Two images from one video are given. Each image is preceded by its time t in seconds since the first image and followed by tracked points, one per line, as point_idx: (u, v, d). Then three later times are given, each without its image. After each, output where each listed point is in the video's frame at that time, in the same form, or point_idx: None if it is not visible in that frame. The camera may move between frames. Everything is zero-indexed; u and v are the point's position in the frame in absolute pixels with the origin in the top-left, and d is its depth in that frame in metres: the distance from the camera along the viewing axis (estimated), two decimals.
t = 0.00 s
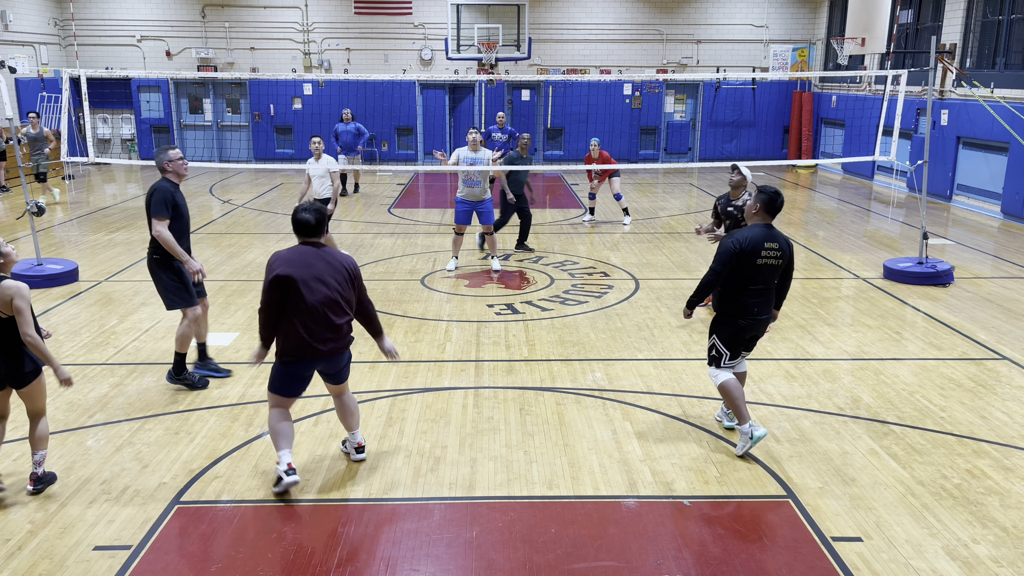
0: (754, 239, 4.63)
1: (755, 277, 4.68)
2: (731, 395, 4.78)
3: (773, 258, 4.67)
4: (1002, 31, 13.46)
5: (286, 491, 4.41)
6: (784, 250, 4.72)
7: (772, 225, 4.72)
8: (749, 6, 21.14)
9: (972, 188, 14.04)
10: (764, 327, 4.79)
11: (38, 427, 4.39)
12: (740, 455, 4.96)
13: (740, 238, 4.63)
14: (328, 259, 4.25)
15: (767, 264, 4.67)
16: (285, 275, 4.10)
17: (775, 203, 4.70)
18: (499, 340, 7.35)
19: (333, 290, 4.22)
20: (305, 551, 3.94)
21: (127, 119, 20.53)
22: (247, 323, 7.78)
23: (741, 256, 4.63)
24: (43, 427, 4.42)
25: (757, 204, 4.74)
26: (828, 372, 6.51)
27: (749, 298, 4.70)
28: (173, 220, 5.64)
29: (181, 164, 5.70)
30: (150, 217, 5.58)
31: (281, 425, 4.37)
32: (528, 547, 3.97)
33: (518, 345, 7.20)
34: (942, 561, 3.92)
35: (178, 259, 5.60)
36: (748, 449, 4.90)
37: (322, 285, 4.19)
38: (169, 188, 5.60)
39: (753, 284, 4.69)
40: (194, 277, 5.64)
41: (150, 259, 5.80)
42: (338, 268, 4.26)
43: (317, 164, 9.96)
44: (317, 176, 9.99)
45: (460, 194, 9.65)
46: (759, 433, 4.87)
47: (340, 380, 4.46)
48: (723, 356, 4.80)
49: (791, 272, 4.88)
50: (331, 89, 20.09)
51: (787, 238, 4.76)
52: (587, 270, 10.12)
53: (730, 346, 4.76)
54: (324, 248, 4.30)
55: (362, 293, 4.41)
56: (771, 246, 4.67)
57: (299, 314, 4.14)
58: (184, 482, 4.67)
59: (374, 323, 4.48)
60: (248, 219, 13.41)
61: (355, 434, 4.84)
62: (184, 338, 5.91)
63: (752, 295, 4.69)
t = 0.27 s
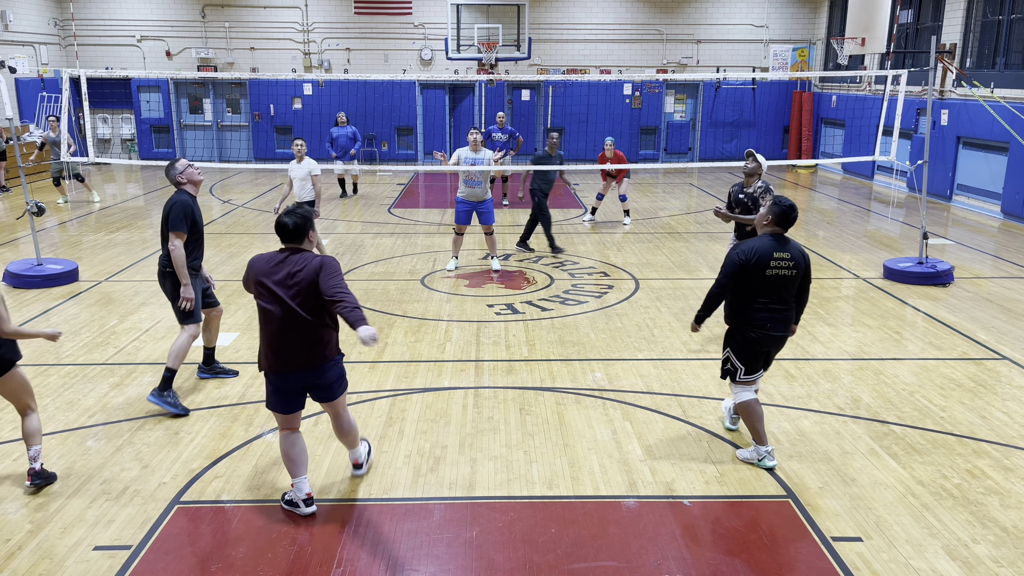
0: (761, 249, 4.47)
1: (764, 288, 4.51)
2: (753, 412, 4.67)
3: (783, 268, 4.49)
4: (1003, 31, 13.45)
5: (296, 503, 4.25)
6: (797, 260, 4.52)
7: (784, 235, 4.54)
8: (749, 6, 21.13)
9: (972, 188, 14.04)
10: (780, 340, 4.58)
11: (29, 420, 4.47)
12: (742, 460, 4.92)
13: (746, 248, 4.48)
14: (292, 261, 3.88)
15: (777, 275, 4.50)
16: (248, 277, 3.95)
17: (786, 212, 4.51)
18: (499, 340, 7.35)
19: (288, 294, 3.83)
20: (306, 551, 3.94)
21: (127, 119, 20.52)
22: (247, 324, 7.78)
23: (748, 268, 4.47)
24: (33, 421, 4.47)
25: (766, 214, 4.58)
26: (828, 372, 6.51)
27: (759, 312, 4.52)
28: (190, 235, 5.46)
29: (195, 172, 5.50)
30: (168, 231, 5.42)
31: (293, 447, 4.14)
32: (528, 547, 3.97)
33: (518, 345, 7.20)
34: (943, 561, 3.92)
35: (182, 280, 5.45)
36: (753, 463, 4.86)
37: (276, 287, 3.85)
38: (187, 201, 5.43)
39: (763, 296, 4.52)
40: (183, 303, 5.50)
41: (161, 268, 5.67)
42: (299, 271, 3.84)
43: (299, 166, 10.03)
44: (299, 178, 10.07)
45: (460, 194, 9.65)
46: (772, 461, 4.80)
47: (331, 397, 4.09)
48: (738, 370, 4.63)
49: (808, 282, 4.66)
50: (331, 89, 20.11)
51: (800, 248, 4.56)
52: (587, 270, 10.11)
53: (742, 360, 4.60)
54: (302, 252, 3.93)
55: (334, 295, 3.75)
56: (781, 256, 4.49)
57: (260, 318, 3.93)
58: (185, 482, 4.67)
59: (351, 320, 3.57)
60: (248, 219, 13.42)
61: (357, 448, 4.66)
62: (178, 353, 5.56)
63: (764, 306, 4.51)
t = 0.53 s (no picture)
0: (781, 250, 4.35)
1: (782, 291, 4.40)
2: (766, 418, 4.62)
3: (802, 272, 4.37)
4: (1003, 31, 13.46)
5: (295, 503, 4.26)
6: (817, 263, 4.39)
7: (805, 236, 4.41)
8: (749, 6, 21.13)
9: (972, 188, 14.04)
10: (797, 345, 4.46)
11: None
12: (743, 460, 4.91)
13: (765, 248, 4.36)
14: (274, 265, 3.70)
15: (796, 279, 4.38)
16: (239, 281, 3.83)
17: (807, 212, 4.38)
18: (500, 340, 7.35)
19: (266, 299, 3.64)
20: (305, 551, 3.93)
21: (127, 119, 20.51)
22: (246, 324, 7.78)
23: (766, 269, 4.36)
24: None
25: (787, 213, 4.47)
26: (828, 372, 6.51)
27: (777, 316, 4.41)
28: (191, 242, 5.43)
29: (203, 181, 5.51)
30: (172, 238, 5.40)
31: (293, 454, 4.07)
32: (528, 547, 3.97)
33: (518, 346, 7.20)
34: (942, 561, 3.92)
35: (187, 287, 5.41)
36: (753, 464, 4.85)
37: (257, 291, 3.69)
38: (189, 208, 5.43)
39: (781, 299, 4.41)
40: (196, 310, 5.54)
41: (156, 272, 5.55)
42: (278, 274, 3.64)
43: (280, 166, 10.05)
44: (281, 177, 10.13)
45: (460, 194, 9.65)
46: (773, 463, 4.78)
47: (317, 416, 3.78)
48: (751, 373, 4.54)
49: (829, 287, 4.52)
50: (331, 89, 20.12)
51: (822, 251, 4.42)
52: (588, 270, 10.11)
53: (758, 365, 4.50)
54: (289, 255, 3.75)
55: (305, 302, 3.54)
56: (801, 259, 4.37)
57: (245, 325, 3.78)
58: (185, 482, 4.67)
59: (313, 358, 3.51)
60: (248, 219, 13.42)
61: (324, 500, 3.84)
62: (161, 366, 5.45)
63: (780, 310, 4.40)
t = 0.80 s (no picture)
0: (805, 267, 3.94)
1: (810, 309, 3.99)
2: (775, 427, 4.54)
3: (832, 287, 3.96)
4: (1003, 31, 13.46)
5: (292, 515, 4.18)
6: (848, 277, 3.98)
7: (832, 248, 3.99)
8: (749, 6, 21.13)
9: (972, 188, 14.04)
10: (830, 367, 4.05)
11: None
12: (743, 458, 4.93)
13: (791, 264, 3.96)
14: (275, 290, 3.39)
15: (825, 296, 3.97)
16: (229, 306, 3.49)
17: (830, 224, 3.97)
18: (500, 340, 7.35)
19: (267, 326, 3.33)
20: (304, 551, 3.93)
21: (127, 119, 20.51)
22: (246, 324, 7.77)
23: (793, 288, 3.96)
24: None
25: (810, 227, 4.06)
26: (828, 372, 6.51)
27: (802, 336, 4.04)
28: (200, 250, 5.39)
29: (221, 191, 5.47)
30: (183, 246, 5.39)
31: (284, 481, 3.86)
32: (528, 547, 3.97)
33: (518, 346, 7.20)
34: (943, 561, 3.92)
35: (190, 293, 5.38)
36: (753, 462, 4.86)
37: (255, 317, 3.37)
38: (204, 217, 5.38)
39: (810, 317, 4.01)
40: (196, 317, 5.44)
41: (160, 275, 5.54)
42: (281, 299, 3.35)
43: (262, 167, 9.90)
44: (262, 178, 9.96)
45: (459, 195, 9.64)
46: (772, 464, 4.77)
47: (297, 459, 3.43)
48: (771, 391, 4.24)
49: (860, 301, 4.11)
50: (331, 89, 20.13)
51: (852, 263, 4.01)
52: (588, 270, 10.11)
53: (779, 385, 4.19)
54: (290, 280, 3.45)
55: (318, 331, 3.28)
56: (830, 274, 3.96)
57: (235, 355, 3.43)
58: (184, 482, 4.67)
59: (333, 385, 3.31)
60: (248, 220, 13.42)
61: (285, 559, 3.42)
62: (166, 367, 5.46)
63: (810, 330, 4.01)
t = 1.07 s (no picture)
0: (827, 273, 3.90)
1: (832, 318, 3.93)
2: (785, 437, 4.34)
3: (855, 294, 3.89)
4: (1003, 31, 13.46)
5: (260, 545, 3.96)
6: (871, 283, 3.91)
7: (854, 254, 3.95)
8: (749, 6, 21.13)
9: (972, 188, 14.03)
10: (854, 376, 3.95)
11: None
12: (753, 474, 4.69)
13: (811, 273, 3.92)
14: (269, 286, 3.34)
15: (847, 302, 3.91)
16: (213, 307, 3.38)
17: (850, 228, 3.93)
18: (500, 340, 7.35)
19: (269, 323, 3.30)
20: (304, 551, 3.93)
21: (127, 119, 20.50)
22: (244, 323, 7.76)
23: (813, 294, 3.92)
24: None
25: (829, 233, 4.02)
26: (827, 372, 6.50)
27: (826, 344, 3.95)
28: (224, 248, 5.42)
29: (247, 193, 5.43)
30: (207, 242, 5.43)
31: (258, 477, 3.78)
32: (528, 547, 3.97)
33: (518, 345, 7.20)
34: (943, 561, 3.92)
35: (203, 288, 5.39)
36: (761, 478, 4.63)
37: (253, 316, 3.31)
38: (230, 217, 5.42)
39: (832, 325, 3.94)
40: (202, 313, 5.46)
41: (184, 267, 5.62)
42: (281, 296, 3.31)
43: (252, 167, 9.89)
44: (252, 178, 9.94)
45: (455, 193, 9.62)
46: (779, 481, 4.53)
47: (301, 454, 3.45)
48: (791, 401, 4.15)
49: (888, 310, 4.01)
50: (331, 89, 20.13)
51: (875, 270, 3.94)
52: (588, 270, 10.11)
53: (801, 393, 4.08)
54: (278, 274, 3.40)
55: (327, 323, 3.32)
56: (851, 280, 3.90)
57: (233, 357, 3.37)
58: (184, 482, 4.67)
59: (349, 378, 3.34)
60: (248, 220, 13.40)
61: (283, 562, 3.44)
62: (179, 357, 5.49)
63: (832, 338, 3.94)
